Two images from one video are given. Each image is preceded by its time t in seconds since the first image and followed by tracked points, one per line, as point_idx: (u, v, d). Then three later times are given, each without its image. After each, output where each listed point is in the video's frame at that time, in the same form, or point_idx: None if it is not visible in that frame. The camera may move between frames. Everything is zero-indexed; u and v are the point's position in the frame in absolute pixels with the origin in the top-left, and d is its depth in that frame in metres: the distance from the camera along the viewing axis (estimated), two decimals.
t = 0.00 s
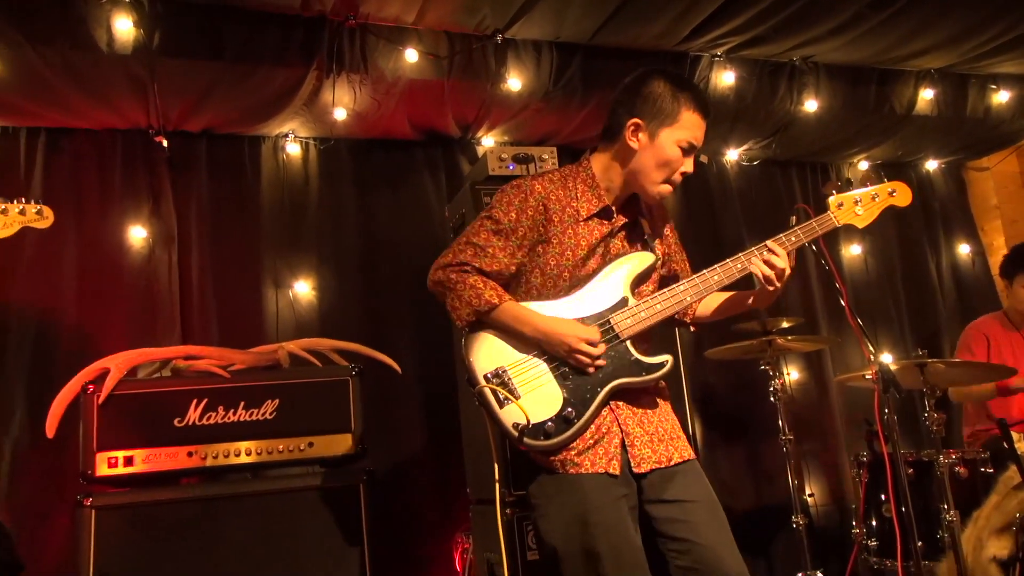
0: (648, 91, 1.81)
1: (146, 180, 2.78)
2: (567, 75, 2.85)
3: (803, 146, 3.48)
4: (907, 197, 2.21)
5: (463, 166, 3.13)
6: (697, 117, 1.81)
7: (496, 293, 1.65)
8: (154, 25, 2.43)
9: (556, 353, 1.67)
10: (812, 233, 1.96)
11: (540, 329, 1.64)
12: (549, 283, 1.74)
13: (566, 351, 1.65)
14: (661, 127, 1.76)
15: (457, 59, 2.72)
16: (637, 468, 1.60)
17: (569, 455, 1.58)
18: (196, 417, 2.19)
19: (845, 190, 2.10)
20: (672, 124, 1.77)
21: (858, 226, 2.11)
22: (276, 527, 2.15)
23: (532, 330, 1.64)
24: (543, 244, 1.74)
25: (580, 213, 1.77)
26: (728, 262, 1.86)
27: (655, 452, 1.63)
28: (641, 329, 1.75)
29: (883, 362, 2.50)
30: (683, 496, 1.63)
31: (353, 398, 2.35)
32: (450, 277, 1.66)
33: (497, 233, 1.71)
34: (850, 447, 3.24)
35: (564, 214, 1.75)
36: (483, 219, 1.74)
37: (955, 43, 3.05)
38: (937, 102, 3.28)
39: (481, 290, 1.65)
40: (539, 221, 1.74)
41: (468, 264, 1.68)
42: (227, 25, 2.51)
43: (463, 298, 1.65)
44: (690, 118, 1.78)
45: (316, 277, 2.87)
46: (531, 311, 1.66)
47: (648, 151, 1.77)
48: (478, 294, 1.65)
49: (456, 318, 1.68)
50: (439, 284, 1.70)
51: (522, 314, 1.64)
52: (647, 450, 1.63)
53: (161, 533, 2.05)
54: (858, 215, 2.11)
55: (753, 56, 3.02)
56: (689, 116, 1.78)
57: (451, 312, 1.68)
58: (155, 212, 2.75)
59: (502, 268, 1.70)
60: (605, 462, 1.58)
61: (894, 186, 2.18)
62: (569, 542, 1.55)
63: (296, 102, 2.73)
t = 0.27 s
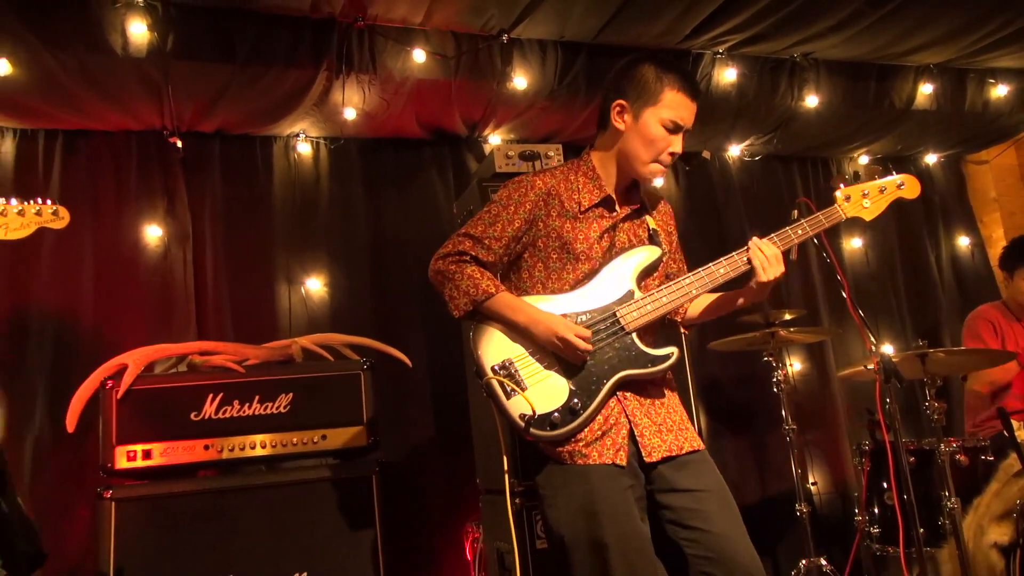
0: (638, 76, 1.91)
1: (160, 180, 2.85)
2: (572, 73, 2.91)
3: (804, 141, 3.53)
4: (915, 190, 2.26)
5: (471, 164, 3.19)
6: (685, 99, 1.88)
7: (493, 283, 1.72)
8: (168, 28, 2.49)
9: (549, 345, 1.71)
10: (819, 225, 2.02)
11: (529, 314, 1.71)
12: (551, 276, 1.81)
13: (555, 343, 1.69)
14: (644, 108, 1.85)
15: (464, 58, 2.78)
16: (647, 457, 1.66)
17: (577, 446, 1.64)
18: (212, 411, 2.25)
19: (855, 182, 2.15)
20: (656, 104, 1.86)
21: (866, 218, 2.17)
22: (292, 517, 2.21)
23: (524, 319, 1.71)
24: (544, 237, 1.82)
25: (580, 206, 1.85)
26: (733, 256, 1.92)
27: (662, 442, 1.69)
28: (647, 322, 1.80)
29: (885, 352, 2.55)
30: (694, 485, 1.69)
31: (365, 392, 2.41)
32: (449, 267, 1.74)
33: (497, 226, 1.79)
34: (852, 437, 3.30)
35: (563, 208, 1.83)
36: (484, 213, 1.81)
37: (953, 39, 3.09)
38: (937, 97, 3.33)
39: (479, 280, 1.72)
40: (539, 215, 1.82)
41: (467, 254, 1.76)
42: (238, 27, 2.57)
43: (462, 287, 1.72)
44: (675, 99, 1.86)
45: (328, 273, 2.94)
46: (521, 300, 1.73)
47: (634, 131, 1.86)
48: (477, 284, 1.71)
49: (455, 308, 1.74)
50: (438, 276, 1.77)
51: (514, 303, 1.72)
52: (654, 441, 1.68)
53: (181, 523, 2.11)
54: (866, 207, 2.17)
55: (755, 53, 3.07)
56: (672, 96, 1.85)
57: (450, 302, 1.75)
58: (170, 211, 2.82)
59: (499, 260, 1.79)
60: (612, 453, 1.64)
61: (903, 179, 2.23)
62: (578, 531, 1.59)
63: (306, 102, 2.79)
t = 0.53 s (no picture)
0: (618, 63, 1.90)
1: (169, 178, 2.86)
2: (578, 67, 2.90)
3: (812, 134, 3.52)
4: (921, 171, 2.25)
5: (478, 159, 3.19)
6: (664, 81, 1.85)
7: (498, 280, 1.75)
8: (174, 26, 2.50)
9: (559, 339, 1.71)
10: (824, 211, 2.02)
11: (538, 311, 1.70)
12: (558, 270, 1.82)
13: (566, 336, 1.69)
14: (619, 99, 1.86)
15: (470, 54, 2.77)
16: (657, 448, 1.66)
17: (589, 438, 1.64)
18: (222, 408, 2.26)
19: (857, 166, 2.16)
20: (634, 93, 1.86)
21: (871, 201, 2.18)
22: (303, 513, 2.22)
23: (534, 314, 1.71)
24: (549, 233, 1.83)
25: (583, 198, 1.86)
26: (740, 244, 1.91)
27: (674, 433, 1.69)
28: (656, 312, 1.80)
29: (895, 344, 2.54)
30: (704, 477, 1.68)
31: (374, 387, 2.42)
32: (454, 267, 1.78)
33: (500, 224, 1.82)
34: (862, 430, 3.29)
35: (566, 201, 1.85)
36: (487, 211, 1.85)
37: (961, 29, 3.07)
38: (945, 88, 3.31)
39: (483, 279, 1.75)
40: (542, 209, 1.83)
41: (471, 254, 1.80)
42: (245, 25, 2.57)
43: (467, 287, 1.76)
44: (650, 83, 1.83)
45: (336, 270, 2.95)
46: (529, 296, 1.74)
47: (613, 124, 1.88)
48: (481, 282, 1.75)
49: (463, 308, 1.78)
50: (445, 276, 1.82)
51: (524, 299, 1.72)
52: (665, 432, 1.68)
53: (193, 519, 2.13)
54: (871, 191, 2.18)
55: (762, 46, 3.06)
56: (648, 82, 1.83)
57: (457, 303, 1.79)
58: (179, 209, 2.83)
59: (504, 257, 1.82)
60: (625, 444, 1.64)
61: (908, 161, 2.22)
62: (591, 522, 1.59)
63: (313, 99, 2.79)
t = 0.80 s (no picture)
0: (624, 56, 1.90)
1: (180, 176, 2.87)
2: (587, 61, 2.89)
3: (822, 126, 3.51)
4: (932, 163, 2.24)
5: (487, 155, 3.19)
6: (670, 70, 1.84)
7: (506, 276, 1.76)
8: (183, 25, 2.50)
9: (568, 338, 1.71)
10: (834, 203, 2.02)
11: (550, 309, 1.70)
12: (565, 264, 1.83)
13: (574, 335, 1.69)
14: (626, 90, 1.85)
15: (479, 49, 2.76)
16: (664, 443, 1.67)
17: (597, 432, 1.64)
18: (235, 404, 2.27)
19: (868, 159, 2.15)
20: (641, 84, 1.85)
21: (883, 194, 2.17)
22: (316, 509, 2.23)
23: (543, 311, 1.71)
24: (555, 227, 1.84)
25: (588, 192, 1.87)
26: (749, 236, 1.91)
27: (682, 427, 1.69)
28: (664, 306, 1.79)
29: (908, 336, 2.53)
30: (710, 473, 1.68)
31: (386, 383, 2.43)
32: (462, 265, 1.79)
33: (506, 220, 1.83)
34: (874, 422, 3.28)
35: (571, 196, 1.86)
36: (493, 208, 1.86)
37: (973, 18, 3.05)
38: (957, 78, 3.29)
39: (492, 275, 1.76)
40: (548, 205, 1.84)
41: (479, 251, 1.80)
42: (253, 23, 2.57)
43: (475, 285, 1.76)
44: (655, 73, 1.83)
45: (347, 267, 2.95)
46: (541, 294, 1.74)
47: (620, 116, 1.87)
48: (490, 278, 1.76)
49: (472, 305, 1.78)
50: (454, 274, 1.82)
51: (533, 294, 1.73)
52: (673, 426, 1.68)
53: (207, 516, 2.14)
54: (882, 183, 2.17)
55: (772, 37, 3.03)
56: (654, 74, 1.83)
57: (466, 301, 1.79)
58: (190, 207, 2.84)
59: (511, 253, 1.83)
60: (633, 438, 1.64)
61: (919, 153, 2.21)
62: (599, 514, 1.60)
63: (322, 96, 2.80)
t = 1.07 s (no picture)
0: (635, 51, 1.89)
1: (192, 176, 2.89)
2: (597, 55, 2.88)
3: (834, 117, 3.49)
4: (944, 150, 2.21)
5: (498, 150, 3.19)
6: (682, 69, 1.84)
7: (516, 275, 1.75)
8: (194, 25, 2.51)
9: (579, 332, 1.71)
10: (845, 192, 2.01)
11: (559, 303, 1.71)
12: (573, 261, 1.83)
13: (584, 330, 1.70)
14: (637, 88, 1.84)
15: (488, 45, 2.76)
16: (678, 439, 1.66)
17: (610, 430, 1.64)
18: (251, 402, 2.28)
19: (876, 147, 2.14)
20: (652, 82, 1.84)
21: (892, 181, 2.15)
22: (332, 505, 2.24)
23: (554, 307, 1.72)
24: (563, 224, 1.83)
25: (596, 189, 1.86)
26: (759, 229, 1.90)
27: (695, 422, 1.69)
28: (675, 301, 1.79)
29: (924, 326, 2.52)
30: (725, 468, 1.67)
31: (399, 379, 2.43)
32: (471, 264, 1.78)
33: (514, 217, 1.82)
34: (890, 414, 3.27)
35: (578, 192, 1.85)
36: (501, 205, 1.85)
37: (986, 6, 3.02)
38: (970, 66, 3.27)
39: (502, 274, 1.76)
40: (554, 201, 1.83)
41: (487, 250, 1.80)
42: (263, 21, 2.58)
43: (485, 284, 1.76)
44: (666, 72, 1.82)
45: (359, 264, 2.96)
46: (551, 290, 1.75)
47: (631, 114, 1.86)
48: (500, 278, 1.75)
49: (482, 305, 1.78)
50: (462, 273, 1.82)
51: (544, 292, 1.74)
52: (687, 422, 1.68)
53: (224, 513, 2.15)
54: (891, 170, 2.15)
55: (783, 29, 3.02)
56: (667, 72, 1.82)
57: (476, 300, 1.79)
58: (203, 206, 2.86)
59: (519, 251, 1.82)
60: (646, 434, 1.64)
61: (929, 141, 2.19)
62: (613, 511, 1.60)
63: (333, 93, 2.81)
